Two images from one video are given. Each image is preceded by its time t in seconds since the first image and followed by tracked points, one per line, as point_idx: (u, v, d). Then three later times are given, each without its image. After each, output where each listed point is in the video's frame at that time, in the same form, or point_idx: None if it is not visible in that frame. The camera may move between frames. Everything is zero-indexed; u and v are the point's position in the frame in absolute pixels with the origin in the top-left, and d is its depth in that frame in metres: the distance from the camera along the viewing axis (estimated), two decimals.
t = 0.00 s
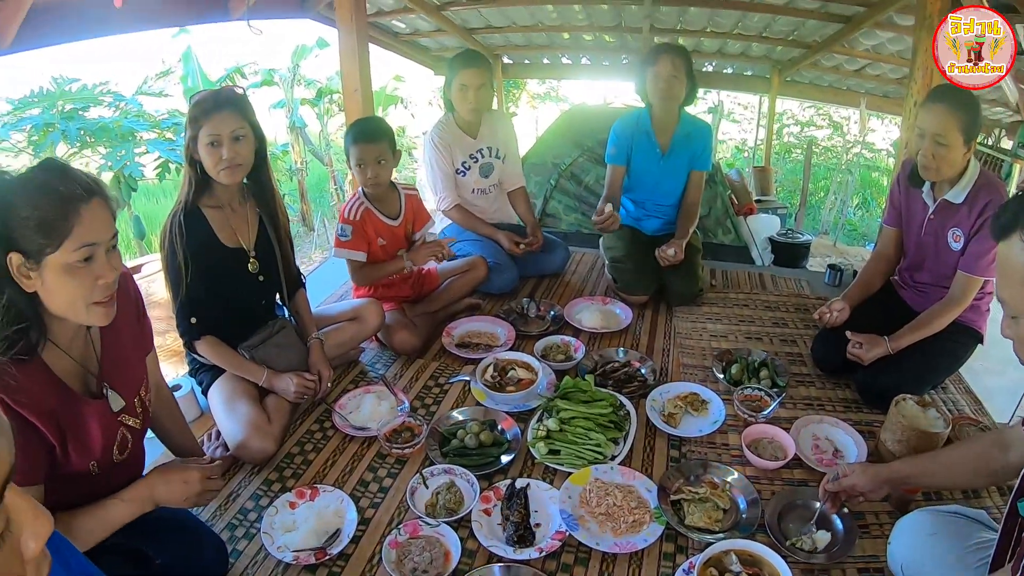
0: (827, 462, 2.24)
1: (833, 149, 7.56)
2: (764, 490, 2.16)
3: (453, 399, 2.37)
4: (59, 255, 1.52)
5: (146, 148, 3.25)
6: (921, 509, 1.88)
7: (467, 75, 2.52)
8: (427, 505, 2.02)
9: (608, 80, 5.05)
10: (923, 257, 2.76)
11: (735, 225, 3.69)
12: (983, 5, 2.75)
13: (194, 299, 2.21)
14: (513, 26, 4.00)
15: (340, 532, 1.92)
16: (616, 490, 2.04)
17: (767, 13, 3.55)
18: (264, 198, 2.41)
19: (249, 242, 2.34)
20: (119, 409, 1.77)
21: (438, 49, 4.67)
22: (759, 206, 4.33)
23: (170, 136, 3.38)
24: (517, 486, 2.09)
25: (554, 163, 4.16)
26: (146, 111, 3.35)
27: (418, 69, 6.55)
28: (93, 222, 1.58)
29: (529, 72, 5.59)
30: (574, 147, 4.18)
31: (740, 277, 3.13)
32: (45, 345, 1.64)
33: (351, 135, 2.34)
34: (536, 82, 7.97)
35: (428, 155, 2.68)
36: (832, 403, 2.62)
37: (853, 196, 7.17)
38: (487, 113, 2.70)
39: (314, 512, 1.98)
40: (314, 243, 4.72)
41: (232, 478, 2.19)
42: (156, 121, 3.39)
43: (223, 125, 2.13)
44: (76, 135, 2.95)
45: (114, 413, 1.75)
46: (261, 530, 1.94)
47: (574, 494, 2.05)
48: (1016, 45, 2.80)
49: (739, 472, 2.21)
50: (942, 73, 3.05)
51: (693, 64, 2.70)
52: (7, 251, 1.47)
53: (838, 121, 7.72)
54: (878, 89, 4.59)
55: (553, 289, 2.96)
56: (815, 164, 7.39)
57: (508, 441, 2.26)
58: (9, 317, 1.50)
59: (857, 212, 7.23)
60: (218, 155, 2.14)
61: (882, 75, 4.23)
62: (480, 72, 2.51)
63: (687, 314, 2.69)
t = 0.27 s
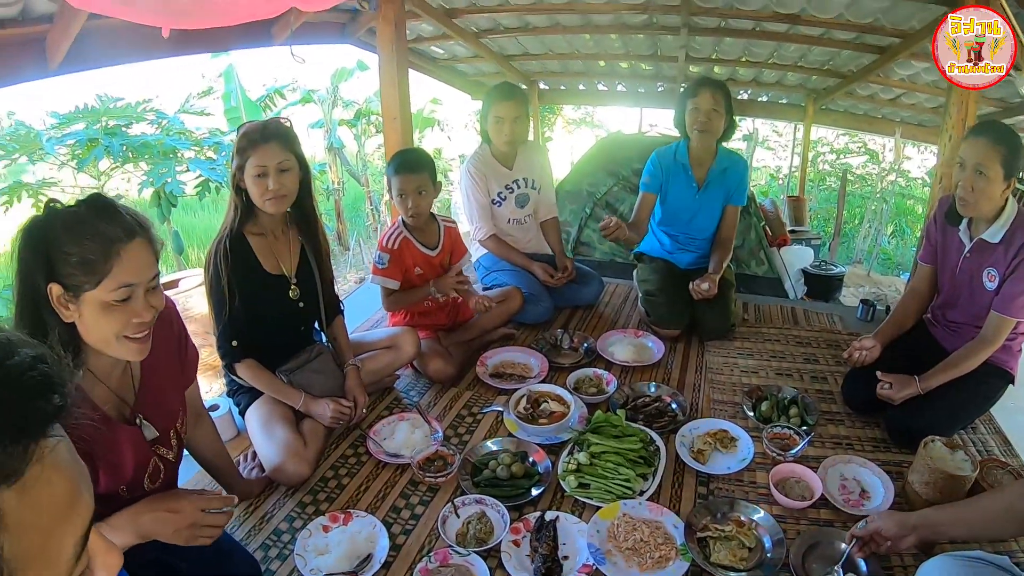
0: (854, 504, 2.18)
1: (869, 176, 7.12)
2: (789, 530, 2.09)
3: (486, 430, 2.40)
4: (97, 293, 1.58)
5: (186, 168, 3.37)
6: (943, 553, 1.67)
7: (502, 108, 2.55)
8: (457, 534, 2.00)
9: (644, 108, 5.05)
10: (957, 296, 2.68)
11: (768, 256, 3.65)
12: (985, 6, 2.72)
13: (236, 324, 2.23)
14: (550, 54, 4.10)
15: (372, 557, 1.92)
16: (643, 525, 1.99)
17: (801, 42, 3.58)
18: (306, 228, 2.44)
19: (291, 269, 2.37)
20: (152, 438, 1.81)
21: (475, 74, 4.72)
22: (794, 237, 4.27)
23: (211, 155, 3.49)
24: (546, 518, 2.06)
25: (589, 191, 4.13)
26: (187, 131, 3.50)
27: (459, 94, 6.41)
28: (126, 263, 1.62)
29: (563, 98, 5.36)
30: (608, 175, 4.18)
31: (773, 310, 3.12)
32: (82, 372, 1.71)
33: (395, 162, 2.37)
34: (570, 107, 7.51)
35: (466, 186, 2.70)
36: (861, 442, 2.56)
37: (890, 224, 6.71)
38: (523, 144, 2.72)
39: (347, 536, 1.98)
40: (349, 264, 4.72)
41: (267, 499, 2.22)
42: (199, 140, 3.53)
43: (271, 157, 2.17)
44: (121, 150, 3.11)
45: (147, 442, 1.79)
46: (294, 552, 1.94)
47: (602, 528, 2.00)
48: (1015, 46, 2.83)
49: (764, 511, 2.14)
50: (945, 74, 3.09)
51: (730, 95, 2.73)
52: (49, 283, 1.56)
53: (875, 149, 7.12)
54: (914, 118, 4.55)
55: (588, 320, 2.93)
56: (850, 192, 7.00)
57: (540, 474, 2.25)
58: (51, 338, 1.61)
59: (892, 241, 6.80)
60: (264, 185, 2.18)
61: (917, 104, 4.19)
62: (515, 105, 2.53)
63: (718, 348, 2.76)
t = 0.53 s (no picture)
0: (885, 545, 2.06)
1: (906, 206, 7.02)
2: (820, 570, 1.99)
3: (521, 460, 2.40)
4: (138, 335, 1.57)
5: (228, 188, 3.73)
6: None
7: (541, 138, 2.58)
8: (491, 563, 1.95)
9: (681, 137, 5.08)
10: (995, 331, 2.56)
11: (803, 288, 3.58)
12: (985, 6, 2.70)
13: (280, 349, 2.28)
14: (588, 82, 4.29)
15: None
16: (674, 562, 1.91)
17: (839, 74, 3.62)
18: (350, 256, 2.48)
19: (335, 297, 2.41)
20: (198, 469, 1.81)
21: (513, 100, 4.89)
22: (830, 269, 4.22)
23: (254, 175, 3.88)
24: (580, 551, 2.00)
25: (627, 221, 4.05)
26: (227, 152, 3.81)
27: (496, 118, 6.59)
28: (167, 303, 1.59)
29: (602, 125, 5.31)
30: (645, 206, 4.11)
31: (809, 346, 3.11)
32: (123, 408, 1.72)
33: (437, 197, 2.42)
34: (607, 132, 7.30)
35: (506, 217, 2.72)
36: (893, 482, 2.46)
37: (926, 254, 6.78)
38: (562, 176, 2.75)
39: (383, 562, 1.95)
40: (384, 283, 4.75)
41: (304, 521, 2.23)
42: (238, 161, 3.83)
43: (319, 188, 2.19)
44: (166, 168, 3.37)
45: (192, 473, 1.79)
46: None
47: (633, 562, 1.93)
48: (1016, 44, 2.86)
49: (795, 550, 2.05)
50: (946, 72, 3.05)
51: (770, 132, 2.80)
52: (92, 325, 1.56)
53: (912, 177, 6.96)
54: (951, 147, 4.50)
55: (623, 352, 2.92)
56: (887, 221, 6.97)
57: (574, 506, 2.20)
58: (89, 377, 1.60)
59: (928, 270, 6.85)
60: (313, 216, 2.20)
61: (956, 133, 4.16)
62: (553, 136, 2.56)
63: (752, 382, 2.83)
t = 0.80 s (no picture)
0: None
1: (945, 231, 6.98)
2: None
3: (560, 487, 2.39)
4: (221, 345, 1.66)
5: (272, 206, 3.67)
6: None
7: (582, 164, 2.62)
8: None
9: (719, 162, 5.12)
10: None
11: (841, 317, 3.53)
12: (986, 4, 2.51)
13: (328, 370, 2.31)
14: (628, 108, 4.40)
15: None
16: None
17: (879, 101, 3.64)
18: (397, 282, 2.52)
19: (381, 322, 2.44)
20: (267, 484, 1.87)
21: (555, 126, 5.06)
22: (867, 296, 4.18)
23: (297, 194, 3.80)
24: None
25: (666, 248, 4.00)
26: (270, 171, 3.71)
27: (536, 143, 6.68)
28: (244, 315, 1.69)
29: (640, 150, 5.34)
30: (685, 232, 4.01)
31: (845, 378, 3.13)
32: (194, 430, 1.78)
33: (481, 228, 2.45)
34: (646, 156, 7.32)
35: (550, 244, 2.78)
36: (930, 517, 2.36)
37: (965, 279, 6.66)
38: (605, 204, 2.80)
39: None
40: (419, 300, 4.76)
41: (346, 541, 2.22)
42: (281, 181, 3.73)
43: (371, 213, 2.24)
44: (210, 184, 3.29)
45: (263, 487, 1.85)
46: None
47: None
48: (1016, 44, 2.68)
49: None
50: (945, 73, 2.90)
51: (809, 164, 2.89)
52: (172, 344, 1.64)
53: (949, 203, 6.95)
54: (991, 172, 4.46)
55: (661, 381, 2.98)
56: (927, 246, 6.91)
57: (612, 535, 2.16)
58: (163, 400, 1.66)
59: (967, 296, 6.73)
60: (367, 239, 2.24)
61: (996, 159, 4.13)
62: (594, 161, 2.61)
63: (791, 416, 2.84)
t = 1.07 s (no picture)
0: None
1: (983, 252, 6.87)
2: None
3: (595, 508, 2.40)
4: (283, 334, 1.80)
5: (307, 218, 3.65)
6: None
7: (621, 185, 2.65)
8: None
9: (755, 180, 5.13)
10: None
11: (877, 340, 3.46)
12: (985, 5, 2.49)
13: (371, 386, 2.35)
14: (666, 126, 4.43)
15: None
16: None
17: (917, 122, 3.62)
18: (438, 300, 2.54)
19: (422, 340, 2.47)
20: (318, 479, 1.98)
21: (592, 143, 5.10)
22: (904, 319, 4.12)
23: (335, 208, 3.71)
24: None
25: (702, 267, 4.01)
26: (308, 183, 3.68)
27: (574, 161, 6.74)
28: (296, 307, 1.86)
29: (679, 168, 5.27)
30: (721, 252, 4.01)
31: (881, 405, 3.13)
32: (244, 427, 1.85)
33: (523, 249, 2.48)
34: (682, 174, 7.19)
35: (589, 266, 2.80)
36: (962, 548, 2.29)
37: (1004, 301, 6.54)
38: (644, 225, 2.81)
39: None
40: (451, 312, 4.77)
41: (381, 556, 2.24)
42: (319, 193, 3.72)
43: (415, 233, 2.26)
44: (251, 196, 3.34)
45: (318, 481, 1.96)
46: None
47: None
48: (1017, 44, 2.61)
49: None
50: (945, 73, 2.83)
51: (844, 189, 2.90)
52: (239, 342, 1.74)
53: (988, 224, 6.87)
54: None
55: (698, 403, 3.01)
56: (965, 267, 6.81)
57: (645, 559, 2.14)
58: (219, 398, 1.72)
59: (1005, 318, 6.61)
60: (410, 258, 2.26)
61: None
62: (634, 182, 2.64)
63: (825, 441, 2.84)
